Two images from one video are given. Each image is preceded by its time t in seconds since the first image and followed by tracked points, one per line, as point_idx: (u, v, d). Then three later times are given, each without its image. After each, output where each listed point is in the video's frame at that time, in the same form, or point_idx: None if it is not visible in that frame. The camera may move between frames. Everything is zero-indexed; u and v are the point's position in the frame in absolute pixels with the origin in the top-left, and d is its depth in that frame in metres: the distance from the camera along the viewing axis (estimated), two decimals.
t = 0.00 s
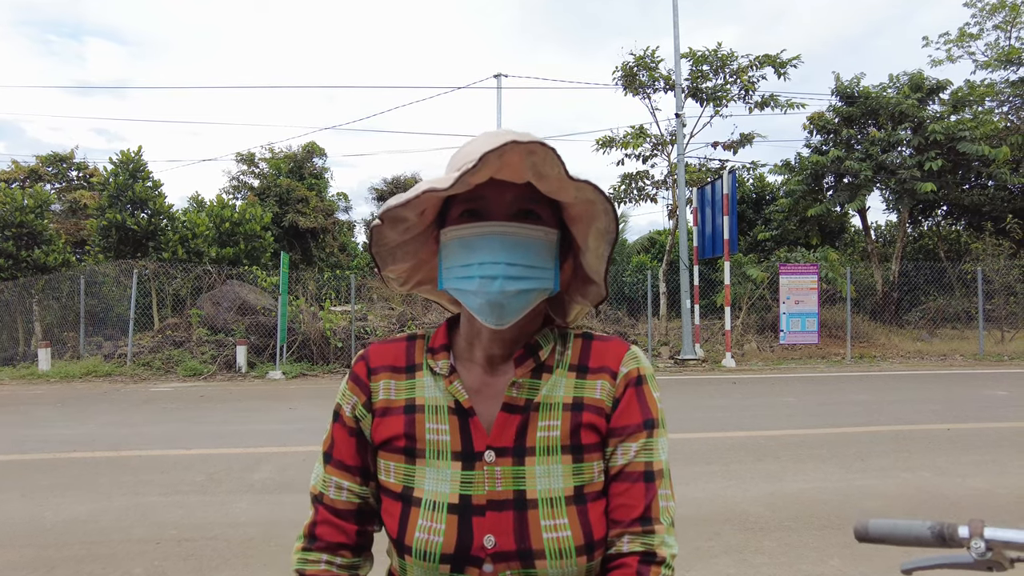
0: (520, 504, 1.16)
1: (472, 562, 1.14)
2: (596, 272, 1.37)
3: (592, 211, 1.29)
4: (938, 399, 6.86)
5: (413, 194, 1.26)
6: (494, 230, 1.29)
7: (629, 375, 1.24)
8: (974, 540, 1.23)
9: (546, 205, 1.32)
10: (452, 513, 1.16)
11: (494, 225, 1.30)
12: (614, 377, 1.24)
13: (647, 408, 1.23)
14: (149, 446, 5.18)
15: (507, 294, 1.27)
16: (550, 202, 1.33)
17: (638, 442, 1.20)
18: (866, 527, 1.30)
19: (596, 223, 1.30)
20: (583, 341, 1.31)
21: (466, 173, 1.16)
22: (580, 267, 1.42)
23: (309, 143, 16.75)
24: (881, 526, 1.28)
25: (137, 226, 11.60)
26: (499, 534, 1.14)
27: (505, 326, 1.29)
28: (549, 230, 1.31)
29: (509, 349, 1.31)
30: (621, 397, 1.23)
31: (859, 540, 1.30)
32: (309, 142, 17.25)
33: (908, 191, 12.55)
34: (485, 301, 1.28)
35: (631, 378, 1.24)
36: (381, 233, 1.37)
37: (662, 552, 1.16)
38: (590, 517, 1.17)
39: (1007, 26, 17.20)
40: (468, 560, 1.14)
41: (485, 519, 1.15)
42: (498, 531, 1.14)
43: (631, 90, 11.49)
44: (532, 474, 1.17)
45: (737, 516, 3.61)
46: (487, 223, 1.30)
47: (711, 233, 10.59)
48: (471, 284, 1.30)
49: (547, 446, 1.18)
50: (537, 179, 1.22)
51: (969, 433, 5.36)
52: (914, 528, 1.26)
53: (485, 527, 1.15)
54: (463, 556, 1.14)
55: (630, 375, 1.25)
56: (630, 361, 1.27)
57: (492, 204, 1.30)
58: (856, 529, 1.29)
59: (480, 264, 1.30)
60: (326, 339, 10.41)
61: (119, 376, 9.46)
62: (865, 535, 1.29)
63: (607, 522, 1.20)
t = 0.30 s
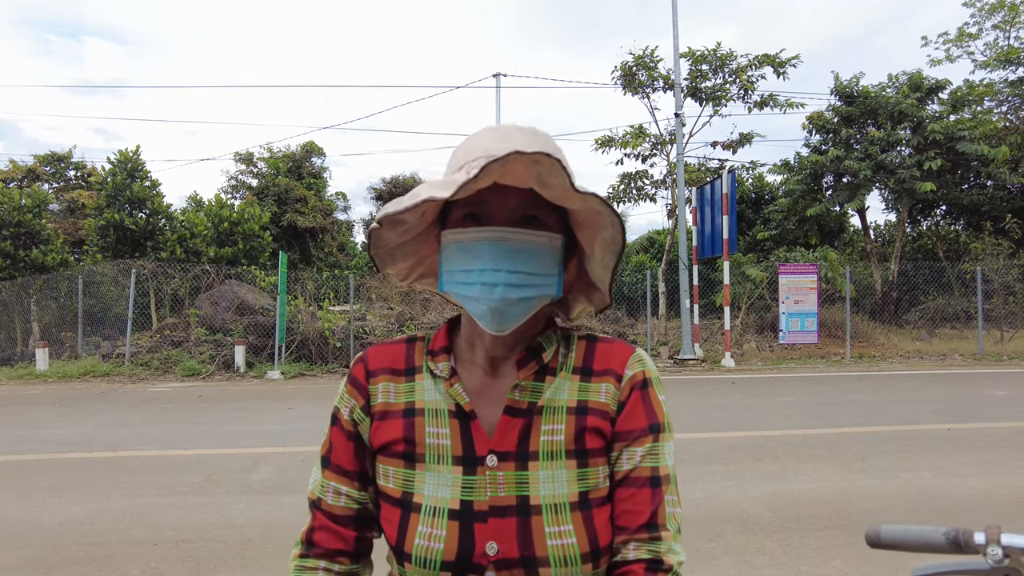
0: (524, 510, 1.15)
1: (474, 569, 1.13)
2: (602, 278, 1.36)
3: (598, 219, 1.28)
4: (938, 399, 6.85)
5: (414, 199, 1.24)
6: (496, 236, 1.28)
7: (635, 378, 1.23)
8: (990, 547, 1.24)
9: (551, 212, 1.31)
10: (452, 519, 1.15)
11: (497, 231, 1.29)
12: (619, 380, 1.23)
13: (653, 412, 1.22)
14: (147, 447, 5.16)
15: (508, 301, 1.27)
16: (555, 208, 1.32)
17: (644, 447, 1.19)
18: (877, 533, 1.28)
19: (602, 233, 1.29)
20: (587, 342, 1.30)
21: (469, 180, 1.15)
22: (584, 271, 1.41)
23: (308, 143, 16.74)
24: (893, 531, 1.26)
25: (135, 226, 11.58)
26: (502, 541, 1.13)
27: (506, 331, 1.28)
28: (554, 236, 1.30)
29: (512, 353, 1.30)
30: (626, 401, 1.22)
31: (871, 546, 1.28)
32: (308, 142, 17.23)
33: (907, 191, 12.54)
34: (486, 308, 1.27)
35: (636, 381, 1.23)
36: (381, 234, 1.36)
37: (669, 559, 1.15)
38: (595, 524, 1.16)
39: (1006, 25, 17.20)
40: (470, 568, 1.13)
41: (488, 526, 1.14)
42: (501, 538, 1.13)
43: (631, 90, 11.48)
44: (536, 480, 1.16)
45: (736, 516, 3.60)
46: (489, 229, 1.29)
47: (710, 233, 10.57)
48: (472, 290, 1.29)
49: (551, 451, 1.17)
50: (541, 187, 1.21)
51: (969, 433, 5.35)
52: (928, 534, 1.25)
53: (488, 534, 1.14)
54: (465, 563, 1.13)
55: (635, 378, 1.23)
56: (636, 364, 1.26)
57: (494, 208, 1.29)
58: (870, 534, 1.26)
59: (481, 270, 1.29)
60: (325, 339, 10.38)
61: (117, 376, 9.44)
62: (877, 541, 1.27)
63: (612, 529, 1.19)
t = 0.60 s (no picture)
0: (548, 512, 1.14)
1: (497, 572, 1.12)
2: (624, 261, 1.34)
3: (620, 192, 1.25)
4: (940, 399, 6.84)
5: (435, 178, 1.25)
6: (517, 217, 1.28)
7: (658, 379, 1.23)
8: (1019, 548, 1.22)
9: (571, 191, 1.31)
10: (475, 521, 1.15)
11: (519, 211, 1.28)
12: (642, 380, 1.23)
13: (677, 413, 1.22)
14: (149, 446, 5.16)
15: (532, 282, 1.25)
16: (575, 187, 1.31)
17: (668, 449, 1.19)
18: (903, 532, 1.29)
19: (624, 206, 1.26)
20: (609, 341, 1.29)
21: (492, 151, 1.14)
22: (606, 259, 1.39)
23: (308, 142, 16.73)
24: (919, 531, 1.27)
25: (136, 225, 11.58)
26: (526, 543, 1.12)
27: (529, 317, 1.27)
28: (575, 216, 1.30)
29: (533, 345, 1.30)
30: (650, 401, 1.21)
31: (896, 546, 1.29)
32: (308, 141, 17.22)
33: (908, 191, 12.54)
34: (509, 290, 1.26)
35: (660, 381, 1.23)
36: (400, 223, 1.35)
37: (695, 561, 1.14)
38: (620, 526, 1.16)
39: (1007, 25, 17.19)
40: (493, 570, 1.12)
41: (511, 528, 1.14)
42: (525, 540, 1.13)
43: (631, 89, 11.48)
44: (559, 481, 1.15)
45: (741, 516, 3.60)
46: (510, 209, 1.29)
47: (711, 232, 10.57)
48: (495, 272, 1.28)
49: (575, 452, 1.17)
50: (564, 161, 1.20)
51: (971, 433, 5.35)
52: (953, 533, 1.25)
53: (512, 536, 1.13)
54: (489, 565, 1.12)
55: (659, 378, 1.23)
56: (659, 364, 1.26)
57: (514, 189, 1.29)
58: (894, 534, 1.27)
59: (504, 252, 1.28)
60: (325, 338, 10.38)
61: (118, 375, 9.43)
62: (903, 541, 1.28)
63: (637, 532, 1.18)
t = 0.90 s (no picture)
0: (533, 517, 1.13)
1: None
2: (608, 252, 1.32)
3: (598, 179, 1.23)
4: (939, 399, 6.84)
5: (416, 173, 1.25)
6: (498, 211, 1.27)
7: (646, 383, 1.22)
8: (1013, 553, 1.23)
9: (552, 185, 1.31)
10: (458, 526, 1.14)
11: (501, 204, 1.27)
12: (630, 384, 1.22)
13: (665, 417, 1.21)
14: (147, 446, 5.16)
15: (515, 272, 1.24)
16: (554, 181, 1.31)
17: (656, 454, 1.18)
18: (895, 538, 1.30)
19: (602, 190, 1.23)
20: (597, 343, 1.29)
21: (470, 140, 1.15)
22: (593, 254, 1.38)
23: (308, 142, 16.72)
24: (912, 537, 1.28)
25: (135, 225, 11.57)
26: (510, 549, 1.12)
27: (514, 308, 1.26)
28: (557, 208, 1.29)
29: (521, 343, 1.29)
30: (638, 405, 1.21)
31: (889, 551, 1.30)
32: (308, 141, 17.22)
33: (908, 191, 12.54)
34: (493, 282, 1.25)
35: (648, 385, 1.22)
36: (384, 226, 1.34)
37: (681, 568, 1.13)
38: (606, 531, 1.15)
39: (1006, 25, 17.18)
40: None
41: (495, 533, 1.13)
42: (509, 546, 1.12)
43: (631, 89, 11.47)
44: (544, 485, 1.14)
45: (738, 517, 3.59)
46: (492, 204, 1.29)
47: (710, 232, 10.59)
48: (477, 263, 1.27)
49: (561, 456, 1.16)
50: (542, 150, 1.20)
51: (970, 434, 5.35)
52: (947, 540, 1.25)
53: (495, 542, 1.12)
54: (471, 570, 1.12)
55: (647, 382, 1.22)
56: (647, 368, 1.25)
57: (496, 185, 1.29)
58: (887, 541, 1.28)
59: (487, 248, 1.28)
60: (324, 338, 10.37)
61: (117, 376, 9.42)
62: (895, 547, 1.29)
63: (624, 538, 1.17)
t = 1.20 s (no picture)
0: (525, 515, 1.13)
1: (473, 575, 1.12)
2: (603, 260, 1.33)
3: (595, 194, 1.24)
4: (937, 399, 6.84)
5: (409, 184, 1.24)
6: (493, 220, 1.27)
7: (639, 382, 1.23)
8: (1003, 551, 1.23)
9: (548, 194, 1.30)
10: (452, 524, 1.14)
11: (496, 214, 1.27)
12: (623, 383, 1.22)
13: (657, 416, 1.21)
14: (146, 447, 5.16)
15: (509, 284, 1.25)
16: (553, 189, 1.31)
17: (648, 452, 1.18)
18: (885, 537, 1.30)
19: (600, 206, 1.25)
20: (591, 344, 1.29)
21: (465, 155, 1.14)
22: (586, 260, 1.38)
23: (307, 142, 16.71)
24: (902, 535, 1.28)
25: (133, 225, 11.56)
26: (502, 547, 1.12)
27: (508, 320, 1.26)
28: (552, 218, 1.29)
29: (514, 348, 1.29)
30: (631, 404, 1.21)
31: (879, 550, 1.30)
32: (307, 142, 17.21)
33: (907, 190, 12.55)
34: (487, 293, 1.25)
35: (640, 384, 1.22)
36: (378, 232, 1.35)
37: (671, 566, 1.14)
38: (598, 529, 1.16)
39: (1005, 25, 17.19)
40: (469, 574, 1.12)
41: (488, 531, 1.13)
42: (501, 544, 1.12)
43: (630, 89, 11.47)
44: (537, 484, 1.15)
45: (736, 517, 3.60)
46: (486, 213, 1.28)
47: (710, 232, 10.62)
48: (472, 276, 1.27)
49: (553, 455, 1.16)
50: (537, 163, 1.20)
51: (969, 433, 5.35)
52: (936, 538, 1.25)
53: (488, 540, 1.13)
54: (464, 569, 1.12)
55: (639, 381, 1.23)
56: (640, 367, 1.25)
57: (490, 193, 1.29)
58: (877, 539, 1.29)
59: (482, 257, 1.28)
60: (323, 338, 10.36)
61: (116, 376, 9.42)
62: (885, 545, 1.29)
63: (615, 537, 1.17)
